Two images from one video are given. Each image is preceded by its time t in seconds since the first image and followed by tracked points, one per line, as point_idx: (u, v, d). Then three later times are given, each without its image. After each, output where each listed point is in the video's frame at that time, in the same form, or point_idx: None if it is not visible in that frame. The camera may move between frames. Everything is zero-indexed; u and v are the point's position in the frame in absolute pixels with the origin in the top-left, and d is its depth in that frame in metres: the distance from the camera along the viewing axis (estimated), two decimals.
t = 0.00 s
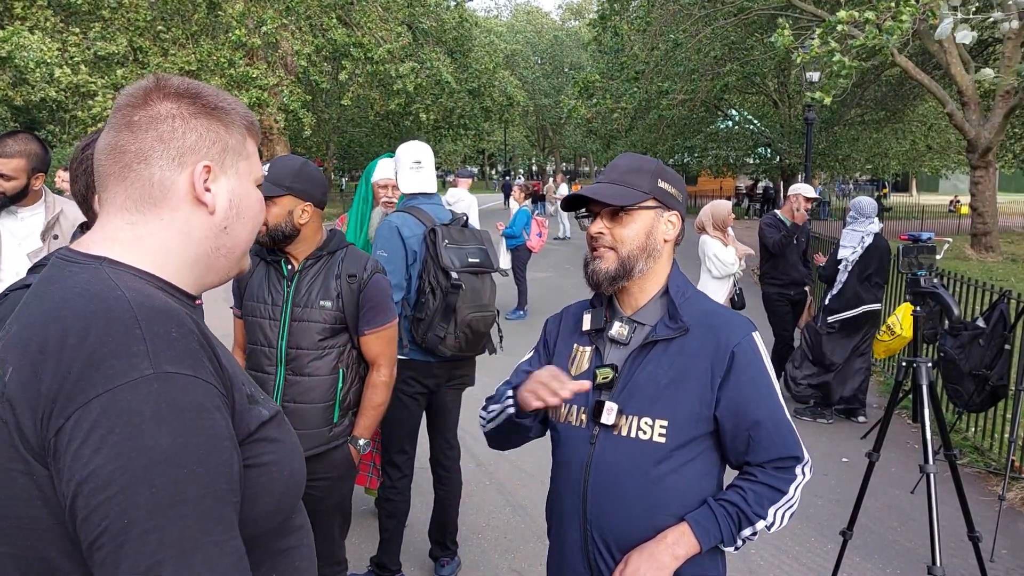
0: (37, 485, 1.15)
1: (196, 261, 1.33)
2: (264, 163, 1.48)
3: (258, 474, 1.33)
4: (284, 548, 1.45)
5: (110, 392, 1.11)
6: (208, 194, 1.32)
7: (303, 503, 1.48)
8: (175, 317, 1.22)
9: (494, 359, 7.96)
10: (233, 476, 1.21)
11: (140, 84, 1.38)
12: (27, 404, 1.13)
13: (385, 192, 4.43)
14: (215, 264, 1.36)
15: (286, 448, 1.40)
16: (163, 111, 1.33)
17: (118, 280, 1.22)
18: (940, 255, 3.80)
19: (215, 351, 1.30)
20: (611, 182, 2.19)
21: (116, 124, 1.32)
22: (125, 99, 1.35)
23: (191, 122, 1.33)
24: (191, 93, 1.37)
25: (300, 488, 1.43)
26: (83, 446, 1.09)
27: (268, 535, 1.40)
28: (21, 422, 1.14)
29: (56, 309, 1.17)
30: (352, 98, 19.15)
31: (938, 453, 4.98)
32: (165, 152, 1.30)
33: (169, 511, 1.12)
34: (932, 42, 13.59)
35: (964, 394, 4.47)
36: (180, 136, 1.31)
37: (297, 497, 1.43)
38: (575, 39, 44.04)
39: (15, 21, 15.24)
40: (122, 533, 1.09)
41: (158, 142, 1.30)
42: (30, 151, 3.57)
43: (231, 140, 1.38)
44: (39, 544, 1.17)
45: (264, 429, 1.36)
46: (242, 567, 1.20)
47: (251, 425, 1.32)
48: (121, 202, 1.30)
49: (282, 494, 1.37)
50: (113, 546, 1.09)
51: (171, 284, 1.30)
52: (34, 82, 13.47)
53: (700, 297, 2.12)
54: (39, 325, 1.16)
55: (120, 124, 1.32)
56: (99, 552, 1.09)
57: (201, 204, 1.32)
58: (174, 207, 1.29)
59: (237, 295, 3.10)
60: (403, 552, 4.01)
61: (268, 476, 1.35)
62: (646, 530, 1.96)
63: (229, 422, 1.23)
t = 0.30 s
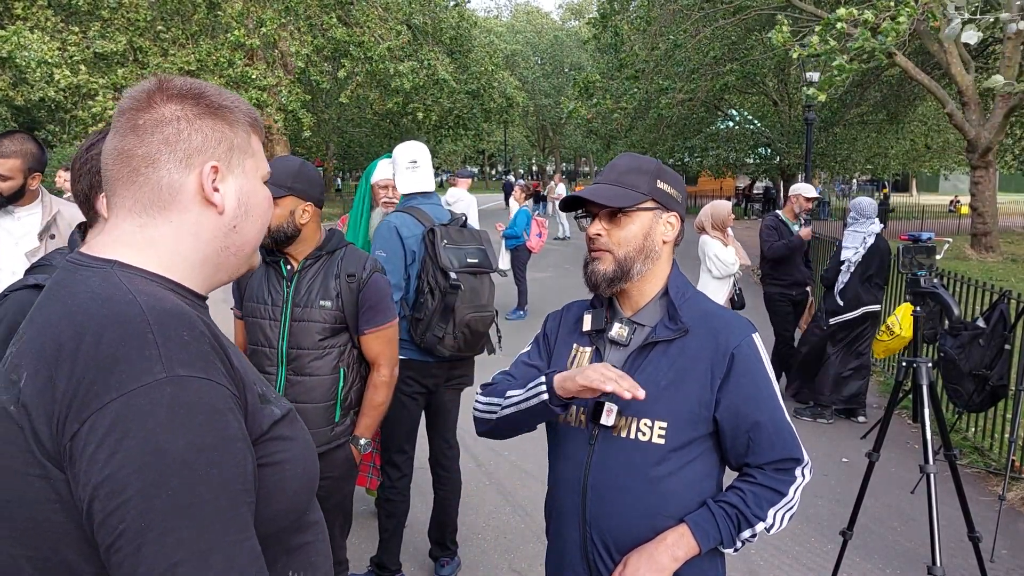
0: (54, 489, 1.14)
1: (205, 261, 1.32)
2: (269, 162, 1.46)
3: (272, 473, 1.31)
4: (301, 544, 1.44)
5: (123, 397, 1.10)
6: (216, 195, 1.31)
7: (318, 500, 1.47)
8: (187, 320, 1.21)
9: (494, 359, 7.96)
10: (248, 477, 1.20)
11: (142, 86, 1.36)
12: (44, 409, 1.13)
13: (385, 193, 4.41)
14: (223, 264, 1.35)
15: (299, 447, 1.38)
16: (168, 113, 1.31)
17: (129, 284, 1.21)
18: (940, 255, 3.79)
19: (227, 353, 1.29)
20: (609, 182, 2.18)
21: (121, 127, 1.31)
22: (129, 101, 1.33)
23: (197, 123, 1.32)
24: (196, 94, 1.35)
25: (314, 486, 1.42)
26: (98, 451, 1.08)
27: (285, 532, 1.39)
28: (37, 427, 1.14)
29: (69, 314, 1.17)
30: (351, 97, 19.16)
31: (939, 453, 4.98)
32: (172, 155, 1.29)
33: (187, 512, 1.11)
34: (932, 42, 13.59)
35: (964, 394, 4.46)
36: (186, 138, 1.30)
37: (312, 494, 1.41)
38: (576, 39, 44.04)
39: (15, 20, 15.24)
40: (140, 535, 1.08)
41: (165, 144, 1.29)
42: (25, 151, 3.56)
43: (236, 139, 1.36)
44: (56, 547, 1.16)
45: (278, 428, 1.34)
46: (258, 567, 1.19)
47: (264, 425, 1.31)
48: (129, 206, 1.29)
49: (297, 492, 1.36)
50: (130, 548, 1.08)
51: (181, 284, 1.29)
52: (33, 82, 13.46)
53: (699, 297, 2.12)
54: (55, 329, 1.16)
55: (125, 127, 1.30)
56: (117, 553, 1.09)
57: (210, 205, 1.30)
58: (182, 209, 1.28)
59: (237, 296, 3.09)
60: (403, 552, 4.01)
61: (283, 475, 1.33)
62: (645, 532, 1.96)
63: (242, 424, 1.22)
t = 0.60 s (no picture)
0: (72, 486, 1.15)
1: (221, 263, 1.32)
2: (284, 164, 1.46)
3: (285, 472, 1.31)
4: (313, 542, 1.44)
5: (141, 395, 1.11)
6: (232, 196, 1.30)
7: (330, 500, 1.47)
8: (203, 320, 1.21)
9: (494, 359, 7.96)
10: (263, 475, 1.19)
11: (160, 89, 1.37)
12: (63, 407, 1.14)
13: (385, 193, 4.42)
14: (239, 266, 1.34)
15: (312, 447, 1.39)
16: (185, 116, 1.31)
17: (146, 284, 1.22)
18: (940, 255, 3.80)
19: (242, 353, 1.29)
20: (612, 181, 2.19)
21: (138, 129, 1.31)
22: (146, 104, 1.33)
23: (213, 125, 1.31)
24: (213, 97, 1.36)
25: (325, 486, 1.42)
26: (116, 449, 1.09)
27: (296, 530, 1.39)
28: (56, 426, 1.14)
29: (86, 313, 1.17)
30: (351, 96, 19.16)
31: (939, 453, 4.98)
32: (189, 157, 1.29)
33: (205, 510, 1.10)
34: (932, 43, 13.60)
35: (964, 394, 4.46)
36: (202, 139, 1.30)
37: (323, 495, 1.42)
38: (576, 39, 44.03)
39: (15, 20, 15.21)
40: (155, 533, 1.08)
41: (182, 147, 1.29)
42: (17, 149, 3.50)
43: (252, 141, 1.35)
44: (75, 543, 1.17)
45: (290, 428, 1.34)
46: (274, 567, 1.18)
47: (277, 424, 1.31)
48: (147, 207, 1.29)
49: (310, 491, 1.36)
50: (146, 545, 1.08)
51: (197, 285, 1.29)
52: (34, 82, 13.48)
53: (702, 298, 2.12)
54: (74, 328, 1.17)
55: (143, 129, 1.30)
56: (133, 551, 1.09)
57: (226, 207, 1.30)
58: (199, 211, 1.28)
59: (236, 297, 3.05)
60: (403, 552, 4.01)
61: (296, 474, 1.33)
62: (646, 533, 1.96)
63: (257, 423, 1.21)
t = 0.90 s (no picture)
0: (79, 477, 1.16)
1: (230, 259, 1.32)
2: (293, 162, 1.47)
3: (290, 470, 1.32)
4: (317, 541, 1.45)
5: (149, 388, 1.12)
6: (241, 193, 1.31)
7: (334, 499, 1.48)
8: (211, 315, 1.22)
9: (494, 359, 7.97)
10: (268, 471, 1.20)
11: (170, 89, 1.38)
12: (71, 399, 1.15)
13: (382, 193, 4.45)
14: (247, 262, 1.35)
15: (317, 445, 1.40)
16: (194, 113, 1.32)
17: (156, 279, 1.23)
18: (940, 255, 3.81)
19: (250, 349, 1.30)
20: (609, 182, 2.20)
21: (149, 127, 1.33)
22: (157, 102, 1.35)
23: (222, 123, 1.32)
24: (222, 96, 1.37)
25: (328, 487, 1.43)
26: (123, 441, 1.10)
27: (300, 528, 1.40)
28: (64, 417, 1.16)
29: (96, 307, 1.19)
30: (350, 96, 19.16)
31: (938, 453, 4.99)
32: (199, 154, 1.30)
33: (208, 504, 1.11)
34: (932, 43, 13.60)
35: (964, 394, 4.47)
36: (212, 137, 1.31)
37: (327, 493, 1.43)
38: (576, 39, 44.00)
39: (14, 20, 15.21)
40: (160, 526, 1.09)
41: (192, 144, 1.30)
42: (12, 147, 3.37)
43: (261, 139, 1.37)
44: (81, 534, 1.17)
45: (296, 426, 1.35)
46: (276, 565, 1.19)
47: (283, 422, 1.32)
48: (156, 204, 1.30)
49: (314, 490, 1.37)
50: (151, 536, 1.09)
51: (206, 280, 1.30)
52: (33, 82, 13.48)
53: (699, 299, 2.12)
54: (84, 322, 1.18)
55: (153, 127, 1.32)
56: (138, 543, 1.10)
57: (235, 204, 1.31)
58: (209, 208, 1.29)
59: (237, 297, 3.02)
60: (403, 552, 4.03)
61: (300, 473, 1.34)
62: (641, 535, 1.98)
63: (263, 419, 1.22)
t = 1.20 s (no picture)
0: (78, 469, 1.16)
1: (232, 258, 1.32)
2: (296, 161, 1.46)
3: (289, 469, 1.32)
4: (315, 543, 1.45)
5: (151, 383, 1.11)
6: (245, 191, 1.31)
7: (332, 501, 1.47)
8: (214, 312, 1.21)
9: (494, 359, 7.96)
10: (266, 470, 1.19)
11: (174, 86, 1.38)
12: (71, 393, 1.15)
13: (379, 192, 4.45)
14: (250, 261, 1.34)
15: (316, 446, 1.39)
16: (198, 111, 1.32)
17: (159, 275, 1.23)
18: (940, 255, 3.81)
19: (253, 347, 1.29)
20: (607, 182, 2.19)
21: (153, 124, 1.32)
22: (161, 99, 1.34)
23: (226, 121, 1.32)
24: (226, 93, 1.37)
25: (326, 489, 1.43)
26: (123, 436, 1.09)
27: (298, 529, 1.39)
28: (64, 409, 1.15)
29: (99, 302, 1.18)
30: (349, 96, 19.16)
31: (938, 453, 4.99)
32: (202, 152, 1.29)
33: (207, 501, 1.10)
34: (932, 42, 13.60)
35: (964, 394, 4.47)
36: (215, 134, 1.30)
37: (325, 495, 1.42)
38: (575, 39, 43.98)
39: (13, 21, 15.22)
40: (157, 521, 1.08)
41: (195, 142, 1.29)
42: (17, 146, 3.35)
43: (265, 137, 1.36)
44: (79, 528, 1.17)
45: (297, 425, 1.35)
46: (273, 565, 1.18)
47: (284, 421, 1.32)
48: (159, 200, 1.30)
49: (312, 491, 1.37)
50: (148, 531, 1.09)
51: (209, 278, 1.29)
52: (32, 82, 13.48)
53: (696, 299, 2.12)
54: (87, 316, 1.18)
55: (158, 124, 1.32)
56: (135, 538, 1.09)
57: (239, 202, 1.31)
58: (213, 205, 1.29)
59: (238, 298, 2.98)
60: (403, 552, 4.02)
61: (299, 473, 1.34)
62: (638, 536, 1.97)
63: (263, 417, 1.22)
